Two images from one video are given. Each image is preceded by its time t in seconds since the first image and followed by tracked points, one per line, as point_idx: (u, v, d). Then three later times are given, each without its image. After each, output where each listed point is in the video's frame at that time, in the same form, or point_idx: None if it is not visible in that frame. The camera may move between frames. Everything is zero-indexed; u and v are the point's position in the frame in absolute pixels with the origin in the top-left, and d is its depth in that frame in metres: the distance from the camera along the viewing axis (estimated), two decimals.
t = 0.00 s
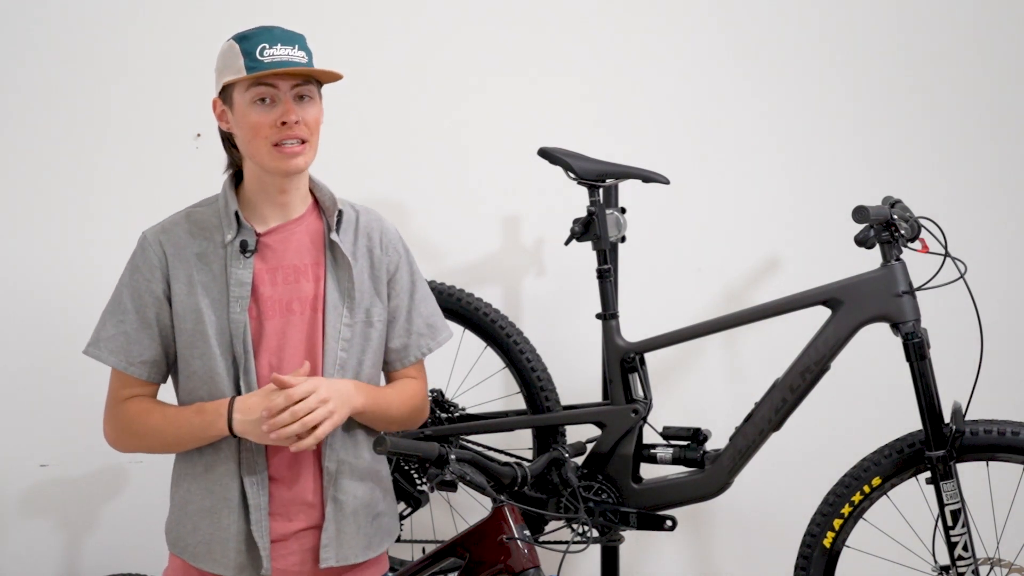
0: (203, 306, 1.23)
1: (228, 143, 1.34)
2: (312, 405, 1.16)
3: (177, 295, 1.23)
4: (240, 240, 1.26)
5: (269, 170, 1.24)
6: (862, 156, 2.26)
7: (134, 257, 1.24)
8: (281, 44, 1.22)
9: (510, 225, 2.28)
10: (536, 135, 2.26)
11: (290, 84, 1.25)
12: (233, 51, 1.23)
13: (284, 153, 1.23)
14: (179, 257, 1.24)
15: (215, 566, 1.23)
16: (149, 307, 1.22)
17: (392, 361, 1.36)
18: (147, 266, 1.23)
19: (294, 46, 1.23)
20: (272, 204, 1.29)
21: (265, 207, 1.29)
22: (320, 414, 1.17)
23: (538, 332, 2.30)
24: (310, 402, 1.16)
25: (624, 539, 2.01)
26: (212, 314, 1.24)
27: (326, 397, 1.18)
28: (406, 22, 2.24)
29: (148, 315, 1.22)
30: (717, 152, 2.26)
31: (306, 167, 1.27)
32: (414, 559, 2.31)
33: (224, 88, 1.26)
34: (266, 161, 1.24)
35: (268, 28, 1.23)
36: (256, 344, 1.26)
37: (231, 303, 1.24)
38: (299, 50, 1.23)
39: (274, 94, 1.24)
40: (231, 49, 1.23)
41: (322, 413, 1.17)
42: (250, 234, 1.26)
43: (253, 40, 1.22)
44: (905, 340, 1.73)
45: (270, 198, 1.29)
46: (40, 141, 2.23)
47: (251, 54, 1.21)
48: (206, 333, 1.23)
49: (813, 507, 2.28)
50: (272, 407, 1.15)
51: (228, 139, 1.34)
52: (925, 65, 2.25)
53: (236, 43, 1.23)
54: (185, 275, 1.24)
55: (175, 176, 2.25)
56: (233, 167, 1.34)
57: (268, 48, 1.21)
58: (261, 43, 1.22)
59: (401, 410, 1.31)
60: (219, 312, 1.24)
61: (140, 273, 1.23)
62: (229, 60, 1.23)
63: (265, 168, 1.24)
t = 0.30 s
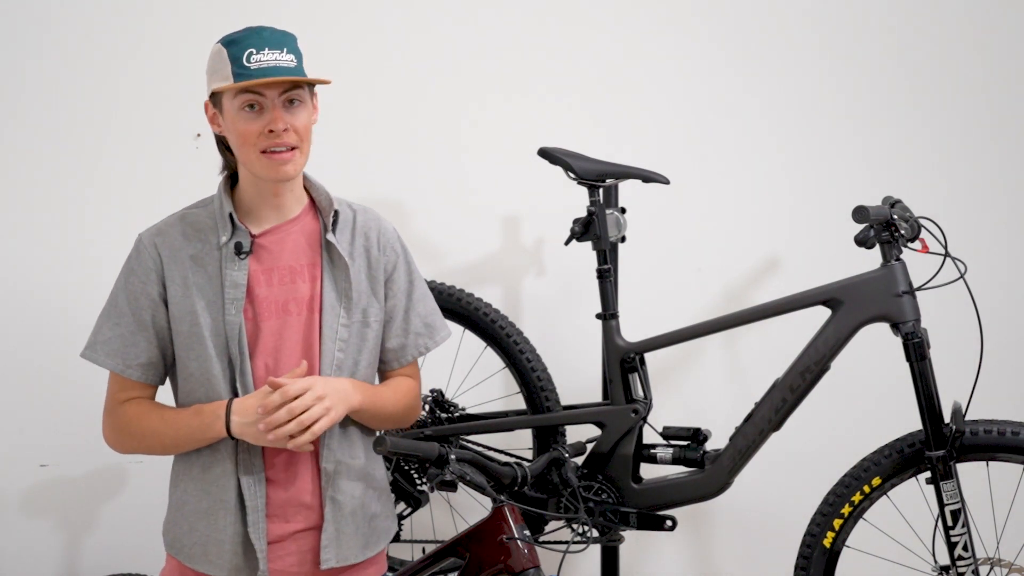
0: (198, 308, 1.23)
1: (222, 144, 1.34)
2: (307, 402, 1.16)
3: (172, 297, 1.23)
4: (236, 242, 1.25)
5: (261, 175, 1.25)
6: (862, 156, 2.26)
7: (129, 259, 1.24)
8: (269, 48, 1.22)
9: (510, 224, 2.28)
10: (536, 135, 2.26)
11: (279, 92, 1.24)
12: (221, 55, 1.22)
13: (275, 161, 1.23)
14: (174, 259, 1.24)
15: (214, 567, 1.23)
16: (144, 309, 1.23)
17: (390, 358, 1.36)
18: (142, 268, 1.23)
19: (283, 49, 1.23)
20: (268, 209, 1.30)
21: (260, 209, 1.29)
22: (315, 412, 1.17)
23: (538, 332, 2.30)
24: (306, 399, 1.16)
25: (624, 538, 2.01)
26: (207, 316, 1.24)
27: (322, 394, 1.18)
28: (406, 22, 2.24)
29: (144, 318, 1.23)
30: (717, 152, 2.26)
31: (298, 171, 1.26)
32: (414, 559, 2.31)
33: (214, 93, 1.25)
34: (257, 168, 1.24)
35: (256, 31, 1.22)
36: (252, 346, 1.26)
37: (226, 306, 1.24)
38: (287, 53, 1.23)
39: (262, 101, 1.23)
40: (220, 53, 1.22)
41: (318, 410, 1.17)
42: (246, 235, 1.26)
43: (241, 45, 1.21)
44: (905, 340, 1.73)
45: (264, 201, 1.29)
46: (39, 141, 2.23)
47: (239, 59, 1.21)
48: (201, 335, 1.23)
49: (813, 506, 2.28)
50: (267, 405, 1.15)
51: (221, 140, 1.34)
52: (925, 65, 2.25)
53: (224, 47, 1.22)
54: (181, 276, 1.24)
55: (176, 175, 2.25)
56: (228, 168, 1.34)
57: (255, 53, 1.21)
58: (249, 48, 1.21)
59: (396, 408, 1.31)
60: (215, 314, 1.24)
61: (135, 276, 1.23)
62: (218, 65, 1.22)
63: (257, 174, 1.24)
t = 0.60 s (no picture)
0: (198, 308, 1.23)
1: (221, 143, 1.34)
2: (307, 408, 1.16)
3: (172, 297, 1.23)
4: (236, 241, 1.25)
5: (261, 165, 1.24)
6: (861, 156, 2.26)
7: (129, 259, 1.24)
8: (268, 38, 1.23)
9: (510, 224, 2.28)
10: (536, 134, 2.26)
11: (278, 79, 1.24)
12: (221, 47, 1.23)
13: (274, 146, 1.23)
14: (174, 259, 1.24)
15: (214, 568, 1.23)
16: (144, 309, 1.23)
17: (389, 358, 1.36)
18: (141, 268, 1.23)
19: (282, 41, 1.24)
20: (268, 202, 1.29)
21: (260, 205, 1.29)
22: (315, 417, 1.17)
23: (538, 332, 2.30)
24: (305, 404, 1.16)
25: (624, 539, 2.01)
26: (208, 316, 1.24)
27: (322, 400, 1.18)
28: (406, 22, 2.24)
29: (144, 318, 1.23)
30: (717, 152, 2.26)
31: (298, 160, 1.26)
32: (413, 559, 2.31)
33: (214, 85, 1.26)
34: (256, 156, 1.24)
35: (255, 23, 1.23)
36: (252, 346, 1.26)
37: (227, 306, 1.24)
38: (286, 44, 1.24)
39: (262, 88, 1.24)
40: (220, 46, 1.24)
41: (317, 415, 1.17)
42: (246, 235, 1.26)
43: (239, 36, 1.22)
44: (905, 340, 1.73)
45: (264, 195, 1.28)
46: (40, 141, 2.23)
47: (238, 49, 1.22)
48: (202, 336, 1.22)
49: (813, 507, 2.28)
50: (268, 408, 1.15)
51: (220, 138, 1.34)
52: (925, 65, 2.25)
53: (224, 40, 1.23)
54: (181, 276, 1.24)
55: (176, 175, 2.25)
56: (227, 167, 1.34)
57: (254, 43, 1.22)
58: (247, 38, 1.22)
59: (397, 411, 1.31)
60: (215, 314, 1.24)
61: (135, 276, 1.23)
62: (217, 57, 1.23)
63: (257, 163, 1.24)
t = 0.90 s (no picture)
0: (198, 308, 1.23)
1: (222, 141, 1.34)
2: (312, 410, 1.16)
3: (173, 297, 1.23)
4: (236, 241, 1.25)
5: (265, 164, 1.24)
6: (862, 156, 2.26)
7: (129, 259, 1.24)
8: (278, 40, 1.23)
9: (510, 224, 2.28)
10: (536, 134, 2.25)
11: (287, 80, 1.25)
12: (230, 45, 1.23)
13: (281, 147, 1.23)
14: (175, 259, 1.24)
15: (217, 568, 1.23)
16: (145, 309, 1.23)
17: (386, 360, 1.36)
18: (142, 268, 1.23)
19: (291, 43, 1.24)
20: (268, 203, 1.29)
21: (260, 205, 1.29)
22: (320, 420, 1.17)
23: (538, 331, 2.30)
24: (311, 407, 1.15)
25: (624, 539, 2.01)
26: (208, 316, 1.24)
27: (327, 401, 1.18)
28: (405, 23, 2.24)
29: (144, 318, 1.23)
30: (717, 152, 2.26)
31: (302, 162, 1.27)
32: (413, 559, 2.31)
33: (220, 82, 1.26)
34: (262, 155, 1.24)
35: (266, 24, 1.23)
36: (252, 345, 1.26)
37: (227, 305, 1.24)
38: (296, 47, 1.24)
39: (271, 89, 1.24)
40: (229, 44, 1.24)
41: (323, 418, 1.17)
42: (246, 235, 1.26)
43: (250, 36, 1.22)
44: (905, 340, 1.73)
45: (265, 195, 1.28)
46: (40, 141, 2.23)
47: (249, 48, 1.22)
48: (203, 336, 1.22)
49: (813, 507, 2.28)
50: (274, 413, 1.15)
51: (222, 136, 1.34)
52: (925, 65, 2.25)
53: (234, 38, 1.23)
54: (181, 276, 1.24)
55: (176, 175, 2.25)
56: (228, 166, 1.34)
57: (265, 43, 1.22)
58: (258, 38, 1.22)
59: (396, 412, 1.31)
60: (215, 313, 1.24)
61: (135, 275, 1.23)
62: (226, 54, 1.23)
63: (262, 163, 1.24)
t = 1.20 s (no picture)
0: (199, 306, 1.23)
1: (225, 136, 1.35)
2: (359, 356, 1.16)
3: (174, 294, 1.23)
4: (237, 240, 1.26)
5: (266, 161, 1.24)
6: (862, 156, 2.26)
7: (129, 256, 1.24)
8: (295, 43, 1.23)
9: (510, 224, 2.28)
10: (536, 135, 2.25)
11: (299, 81, 1.26)
12: (246, 41, 1.23)
13: (283, 145, 1.24)
14: (176, 256, 1.24)
15: (217, 567, 1.23)
16: (145, 306, 1.22)
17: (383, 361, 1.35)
18: (142, 265, 1.23)
19: (307, 48, 1.24)
20: (267, 201, 1.29)
21: (260, 204, 1.29)
22: (367, 360, 1.17)
23: (538, 332, 2.30)
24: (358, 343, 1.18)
25: (624, 539, 2.01)
26: (208, 314, 1.23)
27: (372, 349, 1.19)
28: (406, 24, 2.24)
29: (145, 315, 1.22)
30: (717, 152, 2.26)
31: (304, 163, 1.27)
32: (414, 559, 2.31)
33: (230, 77, 1.26)
34: (264, 151, 1.24)
35: (285, 26, 1.24)
36: (252, 345, 1.26)
37: (227, 304, 1.24)
38: (311, 52, 1.25)
39: (282, 88, 1.25)
40: (245, 40, 1.24)
41: (370, 358, 1.17)
42: (247, 234, 1.26)
43: (268, 35, 1.22)
44: (905, 340, 1.73)
45: (264, 193, 1.28)
46: (40, 141, 2.23)
47: (265, 47, 1.22)
48: (203, 334, 1.22)
49: (814, 507, 2.28)
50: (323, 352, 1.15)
51: (225, 131, 1.34)
52: (925, 65, 2.25)
53: (250, 36, 1.23)
54: (182, 274, 1.24)
55: (176, 175, 2.25)
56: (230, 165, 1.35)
57: (282, 44, 1.22)
58: (276, 39, 1.22)
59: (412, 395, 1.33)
60: (215, 312, 1.24)
61: (136, 272, 1.23)
62: (241, 48, 1.23)
63: (263, 160, 1.24)
